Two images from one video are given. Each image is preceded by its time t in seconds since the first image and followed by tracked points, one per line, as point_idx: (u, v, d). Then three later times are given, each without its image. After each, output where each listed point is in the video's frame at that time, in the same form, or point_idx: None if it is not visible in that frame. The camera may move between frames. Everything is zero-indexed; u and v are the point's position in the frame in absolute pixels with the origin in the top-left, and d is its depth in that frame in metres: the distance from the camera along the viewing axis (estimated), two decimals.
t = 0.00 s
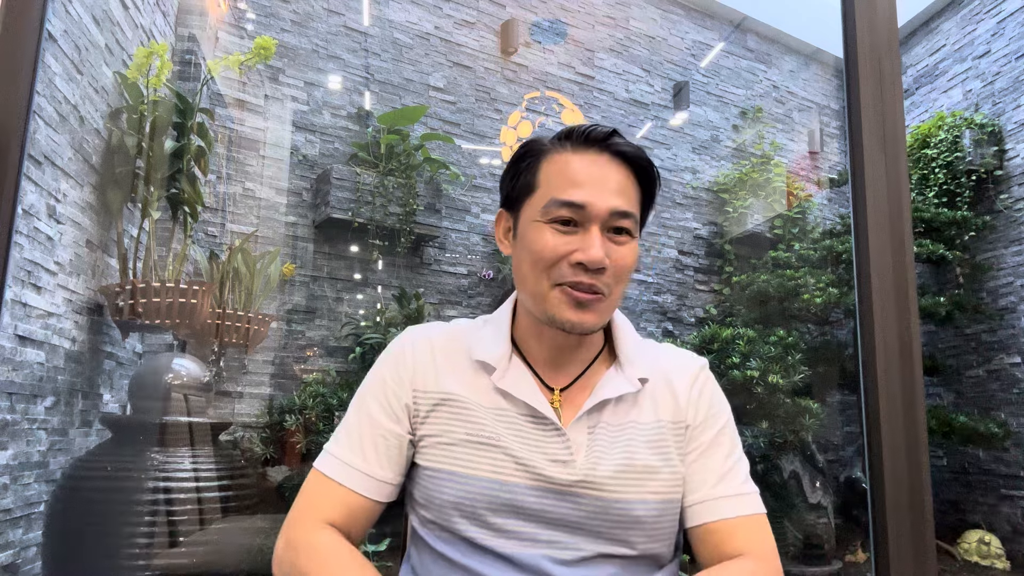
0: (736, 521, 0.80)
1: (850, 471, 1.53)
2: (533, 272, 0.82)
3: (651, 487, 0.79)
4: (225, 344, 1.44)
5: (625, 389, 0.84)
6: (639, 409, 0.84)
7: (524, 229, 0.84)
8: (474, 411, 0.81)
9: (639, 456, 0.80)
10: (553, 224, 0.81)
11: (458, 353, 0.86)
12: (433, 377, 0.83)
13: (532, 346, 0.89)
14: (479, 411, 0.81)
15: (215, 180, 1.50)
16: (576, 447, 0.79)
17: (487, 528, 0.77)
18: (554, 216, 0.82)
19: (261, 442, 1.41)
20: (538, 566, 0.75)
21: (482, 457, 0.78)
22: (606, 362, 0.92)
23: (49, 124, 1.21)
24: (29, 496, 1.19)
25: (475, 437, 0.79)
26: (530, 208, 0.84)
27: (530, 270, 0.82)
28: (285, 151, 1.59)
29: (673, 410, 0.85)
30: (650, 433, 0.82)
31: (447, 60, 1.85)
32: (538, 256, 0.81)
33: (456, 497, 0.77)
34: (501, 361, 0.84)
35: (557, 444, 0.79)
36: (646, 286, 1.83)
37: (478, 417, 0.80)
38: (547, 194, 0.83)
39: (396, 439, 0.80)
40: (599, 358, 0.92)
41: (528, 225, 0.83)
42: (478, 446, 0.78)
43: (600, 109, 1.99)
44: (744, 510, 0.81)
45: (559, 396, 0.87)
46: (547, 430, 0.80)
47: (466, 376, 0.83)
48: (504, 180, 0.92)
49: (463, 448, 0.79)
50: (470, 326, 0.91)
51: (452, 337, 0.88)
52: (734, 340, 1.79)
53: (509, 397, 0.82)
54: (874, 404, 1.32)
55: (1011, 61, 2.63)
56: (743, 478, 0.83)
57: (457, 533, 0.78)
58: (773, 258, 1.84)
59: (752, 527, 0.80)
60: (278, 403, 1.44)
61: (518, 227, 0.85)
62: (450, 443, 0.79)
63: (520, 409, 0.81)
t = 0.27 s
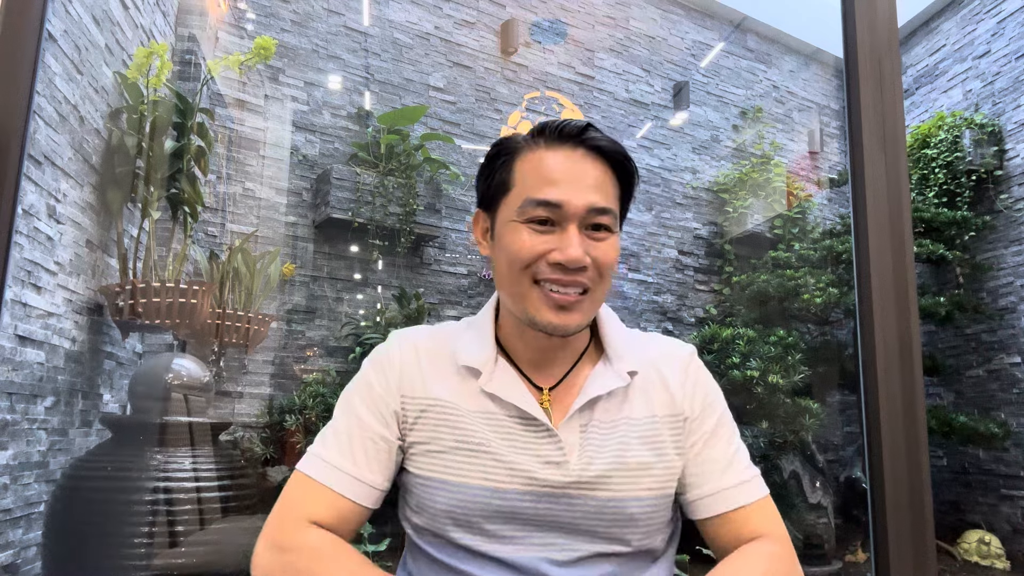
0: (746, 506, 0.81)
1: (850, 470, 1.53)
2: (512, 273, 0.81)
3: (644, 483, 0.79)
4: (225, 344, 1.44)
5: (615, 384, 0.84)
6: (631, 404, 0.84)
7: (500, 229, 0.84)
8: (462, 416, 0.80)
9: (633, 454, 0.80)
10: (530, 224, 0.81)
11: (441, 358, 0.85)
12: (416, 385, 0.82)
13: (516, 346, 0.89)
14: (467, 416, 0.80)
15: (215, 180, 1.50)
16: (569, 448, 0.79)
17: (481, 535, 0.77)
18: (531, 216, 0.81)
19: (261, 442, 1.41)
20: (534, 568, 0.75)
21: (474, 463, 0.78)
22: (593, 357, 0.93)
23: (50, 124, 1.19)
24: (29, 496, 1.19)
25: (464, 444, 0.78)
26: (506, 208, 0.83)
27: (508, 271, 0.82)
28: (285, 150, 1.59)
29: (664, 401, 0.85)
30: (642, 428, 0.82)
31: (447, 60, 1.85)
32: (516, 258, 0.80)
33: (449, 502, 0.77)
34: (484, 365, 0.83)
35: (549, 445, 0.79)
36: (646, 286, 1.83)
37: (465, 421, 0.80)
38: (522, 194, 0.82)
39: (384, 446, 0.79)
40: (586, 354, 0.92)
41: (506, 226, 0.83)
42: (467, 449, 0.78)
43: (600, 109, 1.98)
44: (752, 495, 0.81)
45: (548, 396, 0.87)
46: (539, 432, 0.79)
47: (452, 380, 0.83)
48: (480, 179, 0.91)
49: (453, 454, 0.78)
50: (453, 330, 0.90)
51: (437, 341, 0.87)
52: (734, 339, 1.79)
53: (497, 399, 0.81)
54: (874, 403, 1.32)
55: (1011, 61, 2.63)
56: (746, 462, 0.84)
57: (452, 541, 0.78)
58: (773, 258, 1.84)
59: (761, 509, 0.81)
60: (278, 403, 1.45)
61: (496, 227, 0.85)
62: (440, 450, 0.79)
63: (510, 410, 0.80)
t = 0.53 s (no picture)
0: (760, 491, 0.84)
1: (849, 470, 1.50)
2: (487, 263, 0.79)
3: (633, 486, 0.80)
4: (225, 344, 1.44)
5: (604, 385, 0.83)
6: (626, 405, 0.83)
7: (472, 219, 0.81)
8: (446, 425, 0.78)
9: (623, 459, 0.80)
10: (501, 212, 0.79)
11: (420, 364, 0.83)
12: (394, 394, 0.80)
13: (500, 346, 0.88)
14: (451, 422, 0.79)
15: (215, 180, 1.51)
16: (559, 455, 0.78)
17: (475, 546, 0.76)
18: (503, 203, 0.79)
19: (261, 442, 1.42)
20: None
21: (464, 473, 0.77)
22: (579, 355, 0.92)
23: (50, 124, 1.18)
24: (29, 495, 1.18)
25: (451, 456, 0.77)
26: (477, 196, 0.81)
27: (483, 262, 0.79)
28: (285, 150, 1.60)
29: (654, 398, 0.84)
30: (633, 428, 0.82)
31: (447, 60, 1.85)
32: (489, 246, 0.78)
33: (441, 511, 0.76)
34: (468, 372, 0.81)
35: (538, 456, 0.77)
36: (646, 286, 1.84)
37: (447, 429, 0.78)
38: (491, 180, 0.80)
39: (363, 456, 0.78)
40: (571, 352, 0.91)
41: (477, 216, 0.80)
42: (455, 458, 0.77)
43: (599, 109, 1.98)
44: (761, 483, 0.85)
45: (536, 399, 0.85)
46: (528, 439, 0.78)
47: (433, 385, 0.81)
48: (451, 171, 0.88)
49: (440, 465, 0.77)
50: (431, 331, 0.89)
51: (416, 343, 0.85)
52: (734, 339, 1.80)
53: (481, 407, 0.79)
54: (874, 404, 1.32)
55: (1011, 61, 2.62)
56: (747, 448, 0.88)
57: (441, 556, 0.77)
58: (774, 258, 1.86)
59: (767, 493, 0.84)
60: (278, 403, 1.46)
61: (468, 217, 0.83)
62: (426, 459, 0.78)
63: (496, 418, 0.79)
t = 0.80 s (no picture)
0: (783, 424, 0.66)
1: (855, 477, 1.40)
2: (467, 258, 0.67)
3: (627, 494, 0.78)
4: (225, 344, 1.47)
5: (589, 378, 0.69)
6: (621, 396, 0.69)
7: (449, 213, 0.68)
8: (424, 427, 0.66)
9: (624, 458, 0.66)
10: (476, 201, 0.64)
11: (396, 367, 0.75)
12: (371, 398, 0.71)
13: (485, 342, 0.74)
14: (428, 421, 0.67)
15: (215, 180, 1.53)
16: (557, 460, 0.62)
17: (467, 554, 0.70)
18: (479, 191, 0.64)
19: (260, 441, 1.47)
20: None
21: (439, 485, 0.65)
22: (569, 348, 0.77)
23: (50, 124, 1.16)
24: (28, 496, 1.15)
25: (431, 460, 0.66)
26: (450, 186, 0.68)
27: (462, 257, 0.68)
28: (285, 149, 1.63)
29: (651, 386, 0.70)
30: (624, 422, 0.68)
31: (448, 60, 1.85)
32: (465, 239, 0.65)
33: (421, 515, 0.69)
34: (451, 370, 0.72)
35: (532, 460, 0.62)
36: (646, 286, 1.82)
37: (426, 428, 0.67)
38: (466, 167, 0.65)
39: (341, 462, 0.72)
40: (558, 347, 0.76)
41: (455, 206, 0.67)
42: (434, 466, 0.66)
43: (600, 109, 2.00)
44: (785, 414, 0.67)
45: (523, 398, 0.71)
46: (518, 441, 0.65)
47: (411, 380, 0.72)
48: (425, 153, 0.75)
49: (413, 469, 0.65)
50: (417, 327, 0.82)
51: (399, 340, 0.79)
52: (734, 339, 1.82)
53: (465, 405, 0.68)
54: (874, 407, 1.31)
55: (1011, 61, 2.65)
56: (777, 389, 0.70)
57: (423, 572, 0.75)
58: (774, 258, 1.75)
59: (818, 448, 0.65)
60: (277, 402, 1.51)
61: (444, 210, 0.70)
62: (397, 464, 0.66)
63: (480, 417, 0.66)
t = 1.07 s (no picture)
0: (754, 376, 0.62)
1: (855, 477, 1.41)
2: (464, 254, 0.73)
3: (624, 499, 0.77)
4: (225, 344, 1.47)
5: (574, 373, 0.73)
6: (601, 387, 0.73)
7: (446, 209, 0.75)
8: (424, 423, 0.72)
9: (603, 451, 0.71)
10: (474, 201, 0.72)
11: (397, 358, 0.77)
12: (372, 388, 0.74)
13: (482, 337, 0.80)
14: (432, 416, 0.73)
15: (215, 180, 1.53)
16: (542, 454, 0.70)
17: (462, 548, 0.70)
18: (473, 189, 0.72)
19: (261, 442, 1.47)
20: None
21: (443, 472, 0.71)
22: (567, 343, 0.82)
23: (50, 124, 1.16)
24: (28, 496, 1.14)
25: (429, 454, 0.71)
26: (448, 185, 0.75)
27: (459, 253, 0.73)
28: (285, 149, 1.64)
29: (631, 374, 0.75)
30: (607, 411, 0.73)
31: (448, 60, 1.88)
32: (464, 236, 0.72)
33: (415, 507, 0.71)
34: (445, 364, 0.75)
35: (523, 455, 0.70)
36: (647, 285, 1.95)
37: (427, 420, 0.72)
38: (461, 165, 0.73)
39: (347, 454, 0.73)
40: (556, 341, 0.81)
41: (449, 204, 0.74)
42: (433, 461, 0.71)
43: (600, 109, 2.02)
44: (764, 368, 0.62)
45: (516, 397, 0.77)
46: (510, 439, 0.71)
47: (410, 375, 0.75)
48: (421, 156, 0.82)
49: (419, 461, 0.71)
50: (413, 321, 0.82)
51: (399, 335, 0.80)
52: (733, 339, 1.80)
53: (461, 403, 0.73)
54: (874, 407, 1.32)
55: (1011, 61, 2.66)
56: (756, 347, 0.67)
57: None
58: (773, 258, 1.83)
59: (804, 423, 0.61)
60: (278, 402, 1.52)
61: (442, 208, 0.76)
62: (405, 455, 0.72)
63: (476, 415, 0.72)
